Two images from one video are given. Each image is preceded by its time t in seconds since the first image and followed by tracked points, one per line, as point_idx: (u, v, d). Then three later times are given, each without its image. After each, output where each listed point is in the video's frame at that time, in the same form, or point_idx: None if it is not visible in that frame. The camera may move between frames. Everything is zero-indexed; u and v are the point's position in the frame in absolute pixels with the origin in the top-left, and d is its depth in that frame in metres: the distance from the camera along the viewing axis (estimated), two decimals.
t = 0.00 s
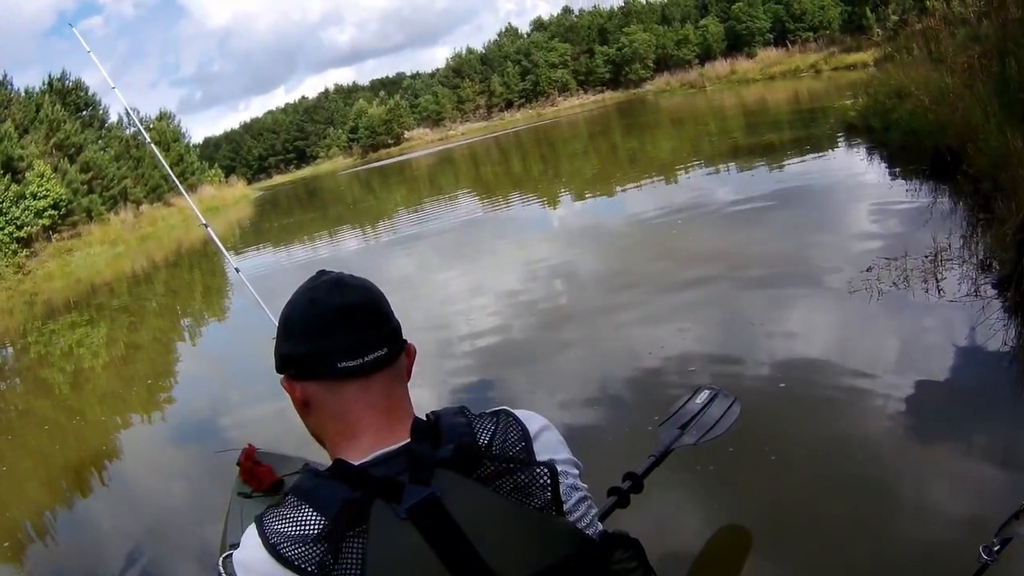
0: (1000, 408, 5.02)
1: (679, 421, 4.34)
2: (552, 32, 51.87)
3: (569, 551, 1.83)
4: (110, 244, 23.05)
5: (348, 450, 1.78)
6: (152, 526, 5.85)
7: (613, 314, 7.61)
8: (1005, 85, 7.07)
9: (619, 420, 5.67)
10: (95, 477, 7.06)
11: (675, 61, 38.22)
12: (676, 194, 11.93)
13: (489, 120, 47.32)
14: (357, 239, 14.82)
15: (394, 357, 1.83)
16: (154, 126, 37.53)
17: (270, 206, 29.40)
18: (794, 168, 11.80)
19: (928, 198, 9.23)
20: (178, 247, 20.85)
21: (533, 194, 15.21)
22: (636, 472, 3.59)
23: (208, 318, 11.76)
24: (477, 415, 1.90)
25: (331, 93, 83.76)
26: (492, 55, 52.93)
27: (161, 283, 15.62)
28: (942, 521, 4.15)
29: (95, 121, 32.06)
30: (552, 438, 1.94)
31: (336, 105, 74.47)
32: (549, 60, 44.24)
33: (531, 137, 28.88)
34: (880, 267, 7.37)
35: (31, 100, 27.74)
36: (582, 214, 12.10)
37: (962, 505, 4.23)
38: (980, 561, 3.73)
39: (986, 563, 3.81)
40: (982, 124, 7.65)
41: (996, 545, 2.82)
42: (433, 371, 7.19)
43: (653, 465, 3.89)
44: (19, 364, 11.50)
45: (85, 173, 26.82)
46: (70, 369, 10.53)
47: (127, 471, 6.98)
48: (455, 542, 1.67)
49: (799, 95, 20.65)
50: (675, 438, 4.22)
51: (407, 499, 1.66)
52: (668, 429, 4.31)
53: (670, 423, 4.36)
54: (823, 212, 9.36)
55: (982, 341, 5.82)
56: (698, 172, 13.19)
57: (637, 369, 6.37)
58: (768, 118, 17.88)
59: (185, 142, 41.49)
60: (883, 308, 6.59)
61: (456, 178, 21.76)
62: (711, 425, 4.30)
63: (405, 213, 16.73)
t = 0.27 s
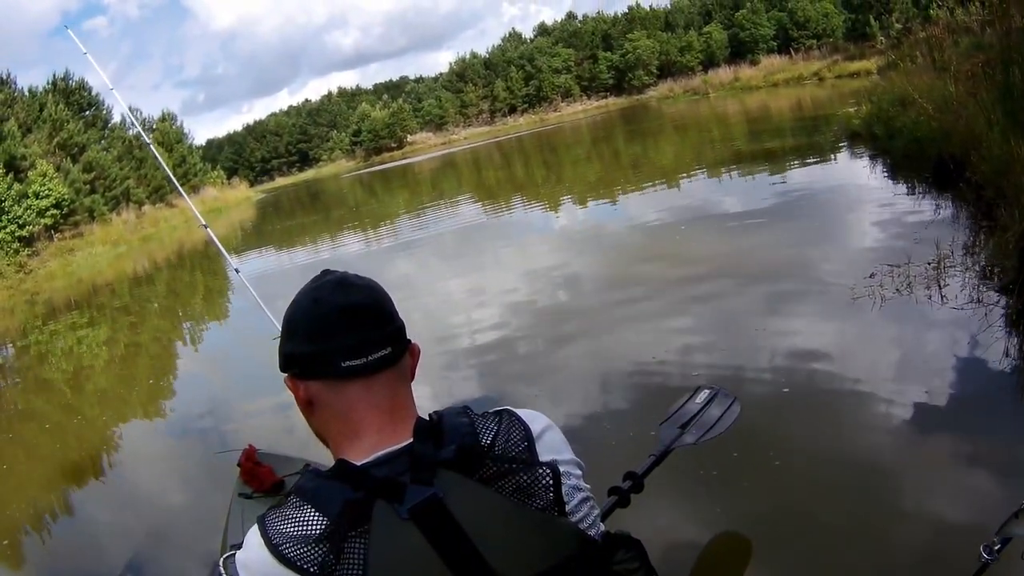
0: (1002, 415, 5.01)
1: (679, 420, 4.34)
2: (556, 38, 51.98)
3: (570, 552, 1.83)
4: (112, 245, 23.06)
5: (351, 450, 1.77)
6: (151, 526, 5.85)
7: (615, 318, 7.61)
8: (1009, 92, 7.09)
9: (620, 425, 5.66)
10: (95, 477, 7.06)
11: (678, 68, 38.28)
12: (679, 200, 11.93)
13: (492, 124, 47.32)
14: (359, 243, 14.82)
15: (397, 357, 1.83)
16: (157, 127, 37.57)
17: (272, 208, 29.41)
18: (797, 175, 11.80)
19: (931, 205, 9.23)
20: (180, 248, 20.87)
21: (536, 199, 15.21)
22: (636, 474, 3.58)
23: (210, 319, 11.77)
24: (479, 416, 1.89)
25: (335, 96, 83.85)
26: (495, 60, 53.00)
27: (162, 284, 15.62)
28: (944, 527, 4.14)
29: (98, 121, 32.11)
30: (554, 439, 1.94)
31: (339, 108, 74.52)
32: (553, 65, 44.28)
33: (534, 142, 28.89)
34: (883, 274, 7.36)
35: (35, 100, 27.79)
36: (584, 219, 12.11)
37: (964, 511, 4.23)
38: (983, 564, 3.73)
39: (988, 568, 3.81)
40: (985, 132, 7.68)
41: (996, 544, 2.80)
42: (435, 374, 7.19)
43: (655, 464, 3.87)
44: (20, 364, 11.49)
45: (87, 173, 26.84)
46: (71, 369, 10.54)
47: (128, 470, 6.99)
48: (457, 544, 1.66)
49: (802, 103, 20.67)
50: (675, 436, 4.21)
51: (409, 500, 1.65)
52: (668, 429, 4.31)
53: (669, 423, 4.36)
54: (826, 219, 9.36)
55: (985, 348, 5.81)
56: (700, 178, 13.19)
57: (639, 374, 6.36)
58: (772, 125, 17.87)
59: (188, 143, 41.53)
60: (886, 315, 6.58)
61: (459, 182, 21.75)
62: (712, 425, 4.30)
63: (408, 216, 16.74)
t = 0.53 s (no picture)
0: (1004, 417, 5.01)
1: (679, 420, 4.34)
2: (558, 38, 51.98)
3: (571, 552, 1.83)
4: (113, 244, 23.08)
5: (350, 450, 1.77)
6: (152, 525, 5.86)
7: (617, 319, 7.61)
8: (1011, 94, 7.09)
9: (621, 426, 5.65)
10: (95, 476, 7.07)
11: (681, 69, 38.26)
12: (681, 201, 11.94)
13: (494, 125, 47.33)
14: (361, 243, 14.82)
15: (395, 357, 1.83)
16: (159, 127, 37.59)
17: (274, 208, 29.43)
18: (798, 177, 11.80)
19: (932, 207, 9.23)
20: (182, 248, 20.89)
21: (537, 200, 15.23)
22: (636, 474, 3.58)
23: (211, 319, 11.78)
24: (478, 416, 1.89)
25: (337, 96, 83.90)
26: (498, 61, 53.01)
27: (163, 284, 15.63)
28: (946, 529, 4.14)
29: (100, 121, 32.14)
30: (554, 439, 1.93)
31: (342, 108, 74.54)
32: (555, 66, 44.30)
33: (536, 143, 28.90)
34: (885, 276, 7.36)
35: (37, 99, 27.82)
36: (586, 220, 12.11)
37: (966, 513, 4.22)
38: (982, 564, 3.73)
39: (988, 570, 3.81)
40: (987, 134, 7.68)
41: (996, 545, 2.80)
42: (436, 375, 7.19)
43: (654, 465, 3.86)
44: (21, 363, 11.50)
45: (89, 172, 26.87)
46: (72, 367, 10.55)
47: (128, 469, 6.99)
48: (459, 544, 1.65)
49: (804, 104, 20.65)
50: (674, 436, 4.20)
51: (408, 500, 1.65)
52: (668, 428, 4.30)
53: (669, 422, 4.35)
54: (828, 221, 9.36)
55: (987, 350, 5.81)
56: (702, 180, 13.18)
57: (640, 375, 6.36)
58: (774, 127, 17.88)
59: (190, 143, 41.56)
60: (888, 316, 6.57)
61: (461, 182, 21.76)
62: (711, 425, 4.29)
63: (410, 217, 16.76)
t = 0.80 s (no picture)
0: (1006, 414, 5.00)
1: (678, 420, 4.33)
2: (560, 36, 51.91)
3: (570, 552, 1.83)
4: (115, 243, 23.10)
5: (348, 452, 1.77)
6: (154, 525, 5.86)
7: (619, 317, 7.60)
8: (1014, 91, 7.07)
9: (623, 424, 5.65)
10: (98, 475, 7.08)
11: (682, 66, 38.20)
12: (682, 199, 11.92)
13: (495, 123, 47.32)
14: (363, 241, 14.81)
15: (391, 358, 1.83)
16: (161, 126, 37.60)
17: (276, 206, 29.44)
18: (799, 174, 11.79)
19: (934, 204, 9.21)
20: (184, 247, 20.90)
21: (539, 197, 15.21)
22: (636, 472, 3.58)
23: (213, 318, 11.79)
24: (476, 417, 1.88)
25: (339, 95, 83.88)
26: (499, 58, 52.97)
27: (165, 283, 15.63)
28: (948, 528, 4.13)
29: (102, 120, 32.15)
30: (553, 439, 1.93)
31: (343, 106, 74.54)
32: (556, 64, 44.28)
33: (538, 141, 28.88)
34: (887, 273, 7.34)
35: (37, 99, 27.82)
36: (588, 218, 12.11)
37: (967, 511, 4.21)
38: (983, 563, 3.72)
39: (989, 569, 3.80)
40: (989, 131, 7.66)
41: (996, 545, 2.79)
42: (438, 374, 7.19)
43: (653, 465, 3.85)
44: (23, 362, 11.51)
45: (91, 171, 26.88)
46: (74, 367, 10.56)
47: (131, 469, 7.00)
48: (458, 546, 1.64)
49: (806, 101, 20.61)
50: (674, 436, 4.19)
51: (406, 503, 1.65)
52: (668, 428, 4.29)
53: (669, 422, 4.34)
54: (830, 218, 9.34)
55: (989, 347, 5.80)
56: (704, 177, 13.16)
57: (642, 374, 6.35)
58: (775, 124, 17.86)
59: (192, 141, 41.56)
60: (890, 314, 6.56)
61: (462, 180, 21.76)
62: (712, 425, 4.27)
63: (411, 215, 16.76)
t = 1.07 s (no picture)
0: (1008, 411, 4.99)
1: (679, 419, 4.32)
2: (561, 34, 51.89)
3: (570, 553, 1.83)
4: (116, 242, 23.10)
5: (348, 453, 1.77)
6: (156, 524, 5.87)
7: (621, 316, 7.60)
8: (1015, 89, 7.08)
9: (625, 423, 5.65)
10: (99, 475, 7.09)
11: (684, 64, 38.17)
12: (684, 197, 11.91)
13: (496, 121, 47.31)
14: (364, 240, 14.82)
15: (390, 359, 1.83)
16: (162, 125, 37.62)
17: (277, 205, 29.42)
18: (801, 171, 11.78)
19: (936, 201, 9.20)
20: (185, 246, 20.91)
21: (541, 196, 15.20)
22: (636, 471, 3.57)
23: (215, 317, 11.80)
24: (477, 418, 1.89)
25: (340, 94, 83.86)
26: (500, 57, 52.96)
27: (167, 283, 15.65)
28: (951, 526, 4.12)
29: (103, 119, 32.18)
30: (553, 440, 1.93)
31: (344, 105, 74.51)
32: (557, 62, 44.25)
33: (539, 140, 28.86)
34: (890, 271, 7.34)
35: (39, 99, 27.84)
36: (590, 216, 12.10)
37: (970, 510, 4.20)
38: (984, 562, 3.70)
39: (990, 569, 3.79)
40: (992, 128, 7.64)
41: (996, 545, 2.78)
42: (440, 373, 7.19)
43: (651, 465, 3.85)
44: (26, 362, 11.53)
45: (92, 171, 26.89)
46: (77, 366, 10.57)
47: (133, 468, 7.01)
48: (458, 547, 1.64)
49: (808, 99, 20.59)
50: (675, 436, 4.19)
51: (406, 503, 1.64)
52: (668, 427, 4.28)
53: (669, 422, 4.33)
54: (831, 216, 9.33)
55: (991, 344, 5.79)
56: (706, 175, 13.14)
57: (643, 372, 6.35)
58: (777, 122, 17.84)
59: (193, 141, 41.58)
60: (893, 311, 6.55)
61: (464, 179, 21.77)
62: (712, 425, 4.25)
63: (413, 213, 16.77)
